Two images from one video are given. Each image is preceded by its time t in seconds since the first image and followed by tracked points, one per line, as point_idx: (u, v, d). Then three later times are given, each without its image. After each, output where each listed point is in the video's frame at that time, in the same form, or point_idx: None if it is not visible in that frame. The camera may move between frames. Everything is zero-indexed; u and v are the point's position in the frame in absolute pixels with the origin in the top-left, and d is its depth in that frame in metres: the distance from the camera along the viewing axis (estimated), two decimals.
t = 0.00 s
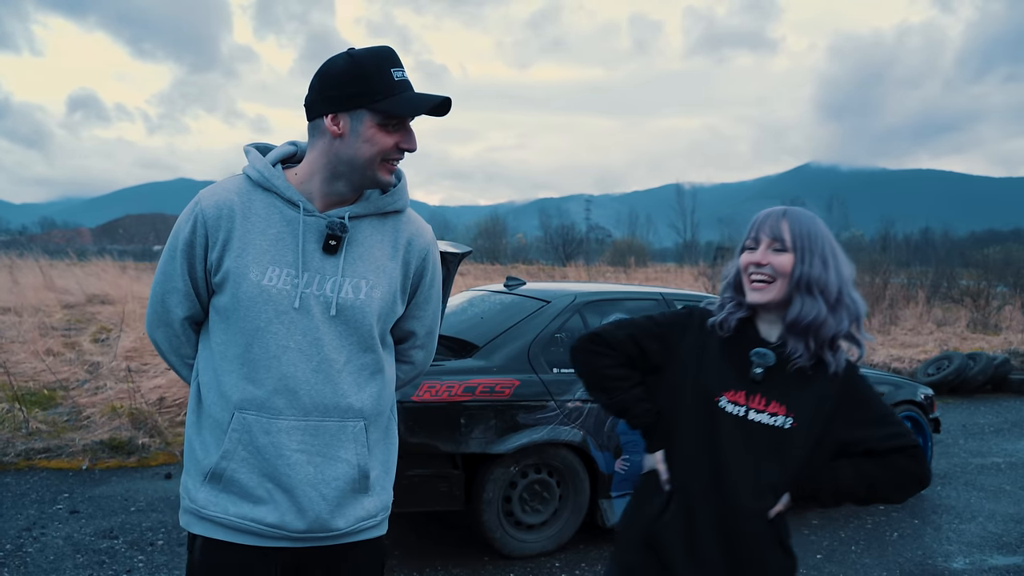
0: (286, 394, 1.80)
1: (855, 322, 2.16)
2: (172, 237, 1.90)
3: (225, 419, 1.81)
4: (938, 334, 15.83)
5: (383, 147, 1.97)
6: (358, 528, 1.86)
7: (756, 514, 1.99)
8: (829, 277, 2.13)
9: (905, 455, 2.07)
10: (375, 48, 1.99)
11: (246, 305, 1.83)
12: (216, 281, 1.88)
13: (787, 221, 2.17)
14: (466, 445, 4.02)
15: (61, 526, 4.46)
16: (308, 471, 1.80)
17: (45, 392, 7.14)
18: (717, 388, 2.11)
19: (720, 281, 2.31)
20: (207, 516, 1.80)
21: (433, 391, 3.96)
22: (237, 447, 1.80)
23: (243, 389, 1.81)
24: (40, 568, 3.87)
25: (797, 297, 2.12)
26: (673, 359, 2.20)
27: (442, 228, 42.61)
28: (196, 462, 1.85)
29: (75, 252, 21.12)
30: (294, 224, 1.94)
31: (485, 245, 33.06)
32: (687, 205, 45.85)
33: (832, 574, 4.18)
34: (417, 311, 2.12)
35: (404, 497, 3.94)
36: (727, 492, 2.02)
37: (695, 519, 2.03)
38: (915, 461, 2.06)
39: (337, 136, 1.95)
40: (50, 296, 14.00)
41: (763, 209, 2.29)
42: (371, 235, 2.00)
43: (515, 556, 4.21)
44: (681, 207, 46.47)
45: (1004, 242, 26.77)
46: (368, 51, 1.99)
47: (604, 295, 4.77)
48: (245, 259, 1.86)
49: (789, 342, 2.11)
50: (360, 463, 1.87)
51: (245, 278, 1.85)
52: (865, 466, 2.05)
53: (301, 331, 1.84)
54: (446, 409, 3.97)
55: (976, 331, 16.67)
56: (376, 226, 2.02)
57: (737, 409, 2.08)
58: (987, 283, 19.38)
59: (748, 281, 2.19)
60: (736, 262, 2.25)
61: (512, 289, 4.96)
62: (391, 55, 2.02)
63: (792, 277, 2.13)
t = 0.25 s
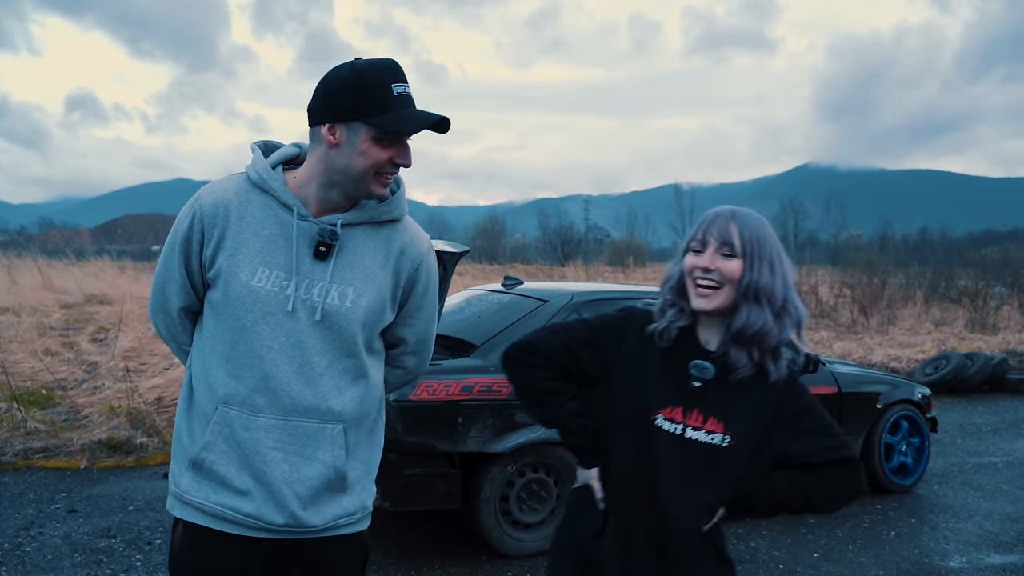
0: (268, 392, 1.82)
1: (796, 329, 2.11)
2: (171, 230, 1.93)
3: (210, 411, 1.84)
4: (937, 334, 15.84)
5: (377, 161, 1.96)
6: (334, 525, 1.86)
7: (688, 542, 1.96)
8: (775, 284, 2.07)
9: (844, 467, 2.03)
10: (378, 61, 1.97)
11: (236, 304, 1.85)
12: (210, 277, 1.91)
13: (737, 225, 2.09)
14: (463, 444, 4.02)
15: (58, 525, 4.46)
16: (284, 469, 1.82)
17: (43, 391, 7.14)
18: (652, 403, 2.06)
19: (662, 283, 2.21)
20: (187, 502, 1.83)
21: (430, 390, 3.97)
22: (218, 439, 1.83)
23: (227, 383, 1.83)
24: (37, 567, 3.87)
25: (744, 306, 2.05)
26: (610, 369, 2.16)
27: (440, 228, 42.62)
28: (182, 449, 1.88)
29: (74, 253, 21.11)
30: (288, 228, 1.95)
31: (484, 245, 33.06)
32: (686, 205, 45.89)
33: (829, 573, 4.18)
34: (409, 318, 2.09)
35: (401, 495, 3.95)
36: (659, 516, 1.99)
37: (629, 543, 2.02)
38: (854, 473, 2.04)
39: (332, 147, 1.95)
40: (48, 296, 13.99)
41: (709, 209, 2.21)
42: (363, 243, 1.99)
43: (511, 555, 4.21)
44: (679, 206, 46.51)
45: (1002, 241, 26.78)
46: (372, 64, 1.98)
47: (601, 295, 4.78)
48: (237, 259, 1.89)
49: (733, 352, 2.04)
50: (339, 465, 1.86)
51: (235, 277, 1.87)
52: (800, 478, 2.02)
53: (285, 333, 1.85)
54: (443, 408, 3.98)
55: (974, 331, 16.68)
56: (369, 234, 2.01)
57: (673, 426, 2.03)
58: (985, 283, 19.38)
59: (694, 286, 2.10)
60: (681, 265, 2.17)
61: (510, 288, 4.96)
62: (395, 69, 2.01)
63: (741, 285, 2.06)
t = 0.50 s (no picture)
0: (230, 389, 1.84)
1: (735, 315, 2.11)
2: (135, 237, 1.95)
3: (174, 410, 1.86)
4: (936, 334, 15.86)
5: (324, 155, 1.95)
6: (302, 518, 1.88)
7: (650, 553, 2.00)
8: (712, 274, 2.06)
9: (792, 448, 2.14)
10: (326, 58, 1.98)
11: (197, 303, 1.87)
12: (172, 280, 1.92)
13: (667, 217, 2.06)
14: (460, 443, 4.05)
15: (56, 524, 4.47)
16: (248, 464, 1.84)
17: (42, 391, 7.16)
18: (602, 419, 2.04)
19: (592, 282, 2.16)
20: (158, 501, 1.85)
21: (427, 389, 3.99)
22: (184, 437, 1.85)
23: (191, 381, 1.85)
24: (35, 566, 3.89)
25: (683, 300, 2.03)
26: (553, 388, 2.10)
27: (440, 228, 42.65)
28: (150, 449, 1.90)
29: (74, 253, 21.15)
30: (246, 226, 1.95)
31: (483, 246, 33.08)
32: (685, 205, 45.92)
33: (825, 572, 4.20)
34: (373, 312, 2.05)
35: (399, 495, 3.96)
36: (616, 534, 2.01)
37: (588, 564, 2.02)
38: (803, 452, 2.15)
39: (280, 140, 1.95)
40: (47, 296, 14.00)
41: (633, 199, 2.17)
42: (321, 238, 1.97)
43: (508, 554, 4.22)
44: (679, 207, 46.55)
45: (1001, 242, 26.80)
46: (320, 61, 1.99)
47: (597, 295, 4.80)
48: (198, 259, 1.90)
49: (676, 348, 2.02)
50: (303, 458, 1.88)
51: (196, 276, 1.88)
52: (750, 465, 2.10)
53: (247, 329, 1.86)
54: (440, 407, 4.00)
55: (973, 331, 16.70)
56: (326, 230, 1.98)
57: (624, 441, 2.03)
58: (985, 283, 19.41)
59: (629, 283, 2.07)
60: (610, 262, 2.12)
61: (507, 288, 4.97)
62: (339, 66, 2.04)
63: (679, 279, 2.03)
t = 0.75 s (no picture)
0: (161, 395, 1.94)
1: (680, 299, 2.10)
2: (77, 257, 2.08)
3: (115, 416, 1.98)
4: (936, 334, 15.85)
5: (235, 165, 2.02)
6: (245, 514, 1.97)
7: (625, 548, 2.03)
8: (651, 256, 2.05)
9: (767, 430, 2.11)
10: (239, 73, 2.05)
11: (130, 315, 1.98)
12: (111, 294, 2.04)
13: (606, 200, 2.07)
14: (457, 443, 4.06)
15: (55, 523, 4.49)
16: (184, 464, 1.93)
17: (42, 391, 7.18)
18: (560, 425, 2.05)
19: (542, 269, 2.19)
20: (109, 502, 1.98)
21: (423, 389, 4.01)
22: (125, 441, 1.96)
23: (128, 388, 1.97)
24: (34, 565, 3.91)
25: (617, 283, 2.03)
26: (513, 397, 2.12)
27: (440, 228, 42.67)
28: (100, 454, 2.03)
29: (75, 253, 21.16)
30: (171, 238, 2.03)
31: (484, 246, 33.08)
32: (686, 205, 45.91)
33: (820, 570, 4.22)
34: (306, 314, 2.10)
35: (396, 493, 3.99)
36: (585, 533, 2.04)
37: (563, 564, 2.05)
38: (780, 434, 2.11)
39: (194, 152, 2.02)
40: (48, 296, 14.00)
41: (582, 184, 2.19)
42: (243, 246, 2.03)
43: (506, 553, 4.24)
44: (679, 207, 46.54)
45: (1003, 242, 26.78)
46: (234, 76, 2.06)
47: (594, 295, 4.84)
48: (131, 274, 2.01)
49: (611, 332, 2.02)
50: (238, 457, 1.96)
51: (126, 289, 1.99)
52: (725, 451, 2.09)
53: (175, 336, 1.95)
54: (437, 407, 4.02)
55: (974, 331, 16.70)
56: (250, 238, 2.05)
57: (584, 444, 2.03)
58: (985, 283, 19.39)
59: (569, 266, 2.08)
60: (556, 248, 2.14)
61: (504, 288, 4.99)
62: (254, 81, 2.12)
63: (614, 261, 2.04)
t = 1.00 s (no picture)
0: (131, 393, 2.04)
1: (656, 290, 2.00)
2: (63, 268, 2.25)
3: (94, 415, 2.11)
4: (941, 334, 15.80)
5: (186, 172, 2.13)
6: (219, 508, 2.03)
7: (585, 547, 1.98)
8: (620, 245, 1.98)
9: (739, 441, 1.89)
10: (182, 81, 2.16)
11: (102, 319, 2.10)
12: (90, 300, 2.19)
13: (575, 189, 2.03)
14: (457, 440, 4.09)
15: (60, 519, 4.53)
16: (156, 459, 2.02)
17: (48, 390, 7.23)
18: (531, 411, 2.04)
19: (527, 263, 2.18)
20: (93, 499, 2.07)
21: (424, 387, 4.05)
22: (103, 439, 2.08)
23: (104, 390, 2.09)
24: (39, 560, 3.95)
25: (584, 273, 1.97)
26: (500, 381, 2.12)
27: (446, 228, 42.71)
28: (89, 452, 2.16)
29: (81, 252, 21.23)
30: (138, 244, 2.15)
31: (489, 245, 33.10)
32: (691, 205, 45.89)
33: (820, 569, 4.23)
34: (273, 311, 2.17)
35: (397, 491, 4.02)
36: (555, 525, 2.01)
37: (535, 557, 2.04)
38: (757, 448, 1.88)
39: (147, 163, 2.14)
40: (54, 295, 14.05)
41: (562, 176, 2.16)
42: (204, 246, 2.13)
43: (505, 551, 4.26)
44: (684, 206, 46.50)
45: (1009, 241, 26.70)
46: (177, 85, 2.17)
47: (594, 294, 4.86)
48: (103, 280, 2.14)
49: (579, 325, 1.96)
50: (208, 451, 2.03)
51: (98, 294, 2.13)
52: (695, 459, 1.91)
53: (142, 337, 2.06)
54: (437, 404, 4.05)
55: (980, 331, 16.65)
56: (211, 238, 2.15)
57: (549, 432, 2.01)
58: (991, 282, 19.34)
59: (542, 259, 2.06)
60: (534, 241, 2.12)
61: (505, 287, 5.03)
62: (198, 85, 2.18)
63: (581, 251, 1.99)
